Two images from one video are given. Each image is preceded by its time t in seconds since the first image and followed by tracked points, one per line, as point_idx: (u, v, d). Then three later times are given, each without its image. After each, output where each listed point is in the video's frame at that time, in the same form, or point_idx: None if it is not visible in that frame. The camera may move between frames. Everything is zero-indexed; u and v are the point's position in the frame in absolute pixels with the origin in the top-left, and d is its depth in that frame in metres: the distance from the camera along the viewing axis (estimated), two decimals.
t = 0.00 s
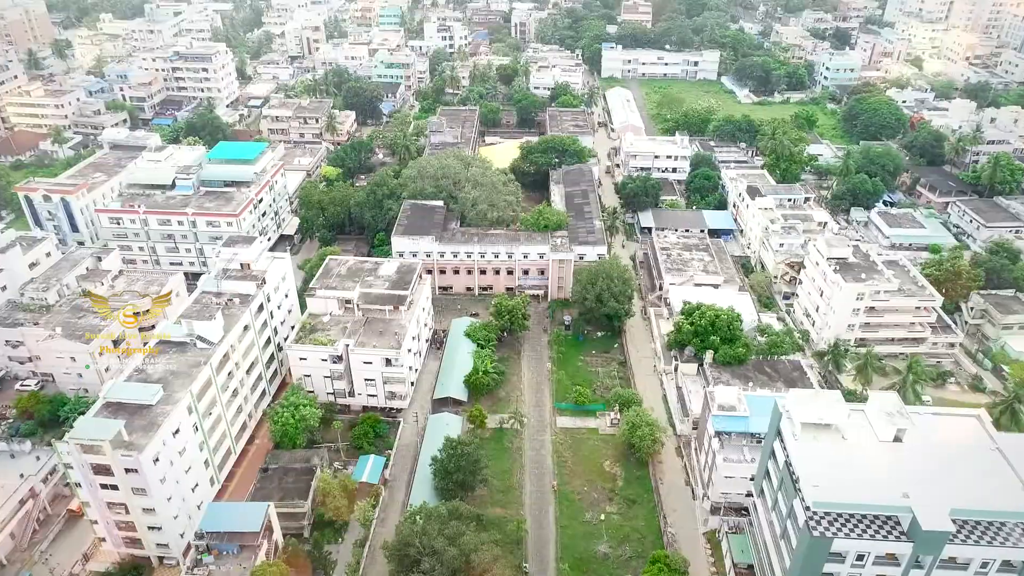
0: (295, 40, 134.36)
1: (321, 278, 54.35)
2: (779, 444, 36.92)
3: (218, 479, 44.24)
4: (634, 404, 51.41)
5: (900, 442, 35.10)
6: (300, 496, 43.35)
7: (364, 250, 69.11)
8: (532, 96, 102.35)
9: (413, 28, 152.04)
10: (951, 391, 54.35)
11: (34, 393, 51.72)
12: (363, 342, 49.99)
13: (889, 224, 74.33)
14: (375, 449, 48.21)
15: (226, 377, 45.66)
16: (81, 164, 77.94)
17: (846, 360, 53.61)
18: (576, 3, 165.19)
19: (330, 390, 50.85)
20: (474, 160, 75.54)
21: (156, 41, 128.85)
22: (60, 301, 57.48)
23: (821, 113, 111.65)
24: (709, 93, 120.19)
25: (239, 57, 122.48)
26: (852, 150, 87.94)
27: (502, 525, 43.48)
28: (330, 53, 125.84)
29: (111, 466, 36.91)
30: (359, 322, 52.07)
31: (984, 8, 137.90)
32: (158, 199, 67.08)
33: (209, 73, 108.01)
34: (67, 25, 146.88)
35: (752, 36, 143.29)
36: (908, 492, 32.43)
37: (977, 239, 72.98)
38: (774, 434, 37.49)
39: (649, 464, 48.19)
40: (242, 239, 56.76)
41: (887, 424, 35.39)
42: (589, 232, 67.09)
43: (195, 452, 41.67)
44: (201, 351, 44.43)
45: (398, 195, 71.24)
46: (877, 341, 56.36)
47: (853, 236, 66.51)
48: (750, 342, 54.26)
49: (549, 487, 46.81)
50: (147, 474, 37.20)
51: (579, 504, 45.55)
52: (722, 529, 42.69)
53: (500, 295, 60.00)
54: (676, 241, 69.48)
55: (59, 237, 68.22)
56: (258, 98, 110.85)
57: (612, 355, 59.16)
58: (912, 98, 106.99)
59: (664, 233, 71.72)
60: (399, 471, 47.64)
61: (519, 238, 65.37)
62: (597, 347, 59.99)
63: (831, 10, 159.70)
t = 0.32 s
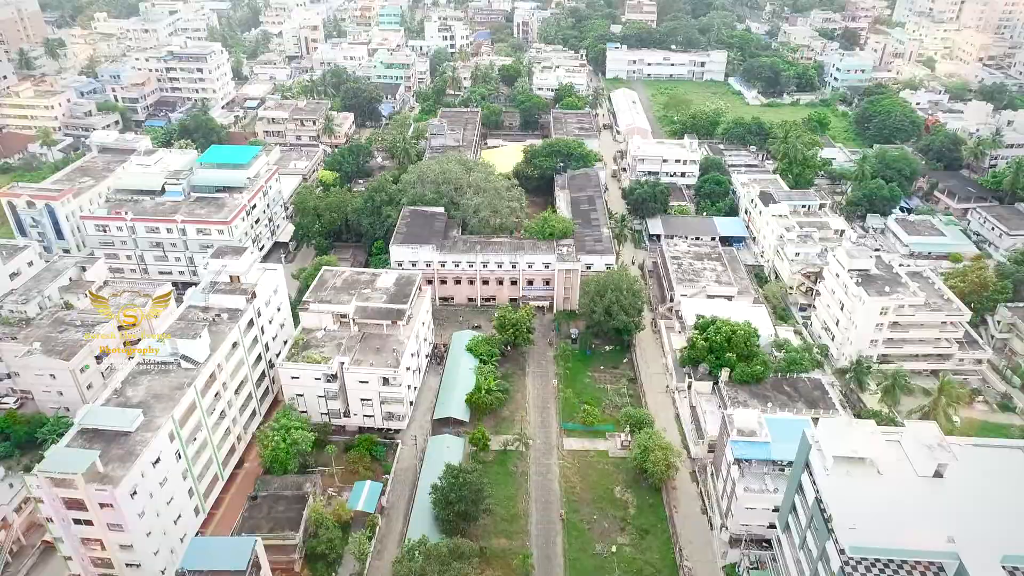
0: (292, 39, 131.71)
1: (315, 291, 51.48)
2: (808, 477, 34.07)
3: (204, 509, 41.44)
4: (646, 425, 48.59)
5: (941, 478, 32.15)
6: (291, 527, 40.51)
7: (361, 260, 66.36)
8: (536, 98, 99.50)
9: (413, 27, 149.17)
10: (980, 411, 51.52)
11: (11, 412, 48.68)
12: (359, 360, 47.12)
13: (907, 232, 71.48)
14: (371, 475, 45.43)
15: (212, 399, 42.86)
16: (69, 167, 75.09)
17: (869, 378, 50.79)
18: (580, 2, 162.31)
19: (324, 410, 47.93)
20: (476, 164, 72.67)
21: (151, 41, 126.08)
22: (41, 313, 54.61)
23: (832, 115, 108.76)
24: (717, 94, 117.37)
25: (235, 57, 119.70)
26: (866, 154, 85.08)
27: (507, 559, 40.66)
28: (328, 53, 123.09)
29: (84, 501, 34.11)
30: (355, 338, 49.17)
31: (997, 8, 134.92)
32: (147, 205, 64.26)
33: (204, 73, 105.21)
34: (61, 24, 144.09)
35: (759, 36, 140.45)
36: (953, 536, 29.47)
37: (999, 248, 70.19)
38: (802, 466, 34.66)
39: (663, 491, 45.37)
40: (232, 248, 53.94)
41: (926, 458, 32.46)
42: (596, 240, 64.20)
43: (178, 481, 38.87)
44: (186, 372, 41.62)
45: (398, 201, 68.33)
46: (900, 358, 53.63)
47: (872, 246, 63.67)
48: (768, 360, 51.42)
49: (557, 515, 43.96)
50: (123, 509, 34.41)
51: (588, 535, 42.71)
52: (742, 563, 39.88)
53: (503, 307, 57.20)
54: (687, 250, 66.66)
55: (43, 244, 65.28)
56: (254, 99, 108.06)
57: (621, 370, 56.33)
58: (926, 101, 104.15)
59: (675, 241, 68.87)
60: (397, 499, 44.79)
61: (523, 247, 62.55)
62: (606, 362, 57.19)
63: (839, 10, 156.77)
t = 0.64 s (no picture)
0: (289, 40, 128.83)
1: (307, 306, 48.42)
2: (844, 520, 31.21)
3: (186, 545, 38.43)
4: (660, 451, 45.57)
5: (996, 523, 29.12)
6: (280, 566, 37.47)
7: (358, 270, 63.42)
8: (540, 99, 96.49)
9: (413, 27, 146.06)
10: (1015, 435, 48.37)
11: None
12: (354, 382, 44.08)
13: (928, 241, 68.40)
14: (366, 506, 42.37)
15: (196, 425, 39.82)
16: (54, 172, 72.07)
17: (897, 400, 47.72)
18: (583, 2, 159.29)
19: (317, 435, 44.93)
20: (478, 170, 69.64)
21: (145, 41, 123.17)
22: (18, 329, 51.59)
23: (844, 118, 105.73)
24: (725, 96, 114.39)
25: (231, 57, 116.67)
26: (883, 159, 81.98)
27: None
28: (326, 53, 120.09)
29: (50, 545, 31.09)
30: (350, 358, 46.12)
31: (1012, 7, 131.52)
32: (133, 213, 61.28)
33: (198, 73, 102.25)
34: (55, 24, 141.20)
35: (767, 37, 137.33)
36: None
37: None
38: (837, 508, 31.90)
39: (680, 523, 42.33)
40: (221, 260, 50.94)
41: (976, 501, 29.69)
42: (605, 250, 61.13)
43: (157, 518, 35.84)
44: (166, 397, 38.60)
45: (396, 208, 65.16)
46: (928, 377, 50.61)
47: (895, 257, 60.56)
48: (790, 380, 48.37)
49: (566, 550, 40.90)
50: (94, 554, 31.39)
51: (600, 572, 39.66)
52: None
53: (507, 322, 54.20)
54: (699, 260, 63.63)
55: (25, 253, 62.12)
56: (250, 100, 105.09)
57: (632, 389, 53.35)
58: (942, 104, 101.04)
59: (686, 251, 65.87)
60: (394, 532, 41.79)
61: (528, 257, 59.55)
62: (615, 380, 54.18)
63: (848, 10, 153.64)
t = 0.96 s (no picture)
0: (287, 39, 126.13)
1: (300, 323, 45.43)
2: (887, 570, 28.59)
3: None
4: (677, 479, 42.54)
5: None
6: None
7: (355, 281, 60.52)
8: (544, 101, 93.56)
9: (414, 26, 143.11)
10: None
11: None
12: (349, 406, 41.10)
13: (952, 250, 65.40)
14: (362, 540, 39.22)
15: (178, 455, 36.78)
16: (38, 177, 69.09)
17: (928, 425, 44.77)
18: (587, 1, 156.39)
19: (310, 462, 41.86)
20: (481, 175, 66.66)
21: (138, 40, 120.24)
22: None
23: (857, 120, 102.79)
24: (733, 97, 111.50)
25: (227, 57, 113.80)
26: (901, 164, 79.01)
27: None
28: (325, 53, 117.25)
29: None
30: (345, 379, 43.16)
31: None
32: (119, 221, 58.34)
33: (191, 74, 99.27)
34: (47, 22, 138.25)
35: (775, 37, 134.41)
36: None
37: None
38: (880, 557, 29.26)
39: (699, 559, 39.29)
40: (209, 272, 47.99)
41: None
42: (615, 260, 58.17)
43: (132, 560, 32.79)
44: (145, 426, 35.62)
45: (395, 215, 62.12)
46: (960, 398, 47.65)
47: (919, 268, 57.56)
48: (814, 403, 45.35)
49: None
50: None
51: None
52: None
53: (512, 337, 51.22)
54: (713, 271, 60.66)
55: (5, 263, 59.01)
56: (245, 102, 102.24)
57: (645, 409, 50.36)
58: (958, 106, 98.20)
59: (699, 261, 62.92)
60: (391, 569, 38.70)
61: (533, 268, 56.59)
62: (626, 400, 51.18)
63: (857, 9, 150.68)
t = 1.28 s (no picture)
0: (285, 39, 123.37)
1: (293, 340, 42.56)
2: None
3: None
4: (697, 509, 39.65)
5: None
6: None
7: (354, 291, 57.67)
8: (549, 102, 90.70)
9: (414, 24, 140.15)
10: None
11: None
12: (346, 431, 38.18)
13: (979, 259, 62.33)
14: None
15: (160, 487, 33.85)
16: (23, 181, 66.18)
17: (965, 449, 41.94)
18: None
19: (303, 491, 38.99)
20: (485, 179, 63.76)
21: (132, 39, 117.30)
22: None
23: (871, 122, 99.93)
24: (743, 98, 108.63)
25: (223, 56, 110.96)
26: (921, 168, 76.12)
27: None
28: (323, 53, 114.38)
29: None
30: (342, 401, 40.23)
31: None
32: (104, 229, 55.51)
33: (185, 74, 96.37)
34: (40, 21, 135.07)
35: (784, 36, 131.51)
36: None
37: None
38: None
39: None
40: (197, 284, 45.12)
41: None
42: (626, 270, 55.30)
43: None
44: (123, 457, 32.71)
45: (395, 222, 59.27)
46: (996, 419, 44.84)
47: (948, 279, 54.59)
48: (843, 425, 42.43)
49: None
50: None
51: None
52: None
53: (519, 353, 48.37)
54: (730, 281, 57.78)
55: None
56: (241, 102, 99.34)
57: (659, 430, 47.47)
58: (976, 108, 95.42)
59: (713, 270, 60.05)
60: None
61: (541, 279, 53.75)
62: (640, 420, 48.30)
63: (867, 8, 147.72)
